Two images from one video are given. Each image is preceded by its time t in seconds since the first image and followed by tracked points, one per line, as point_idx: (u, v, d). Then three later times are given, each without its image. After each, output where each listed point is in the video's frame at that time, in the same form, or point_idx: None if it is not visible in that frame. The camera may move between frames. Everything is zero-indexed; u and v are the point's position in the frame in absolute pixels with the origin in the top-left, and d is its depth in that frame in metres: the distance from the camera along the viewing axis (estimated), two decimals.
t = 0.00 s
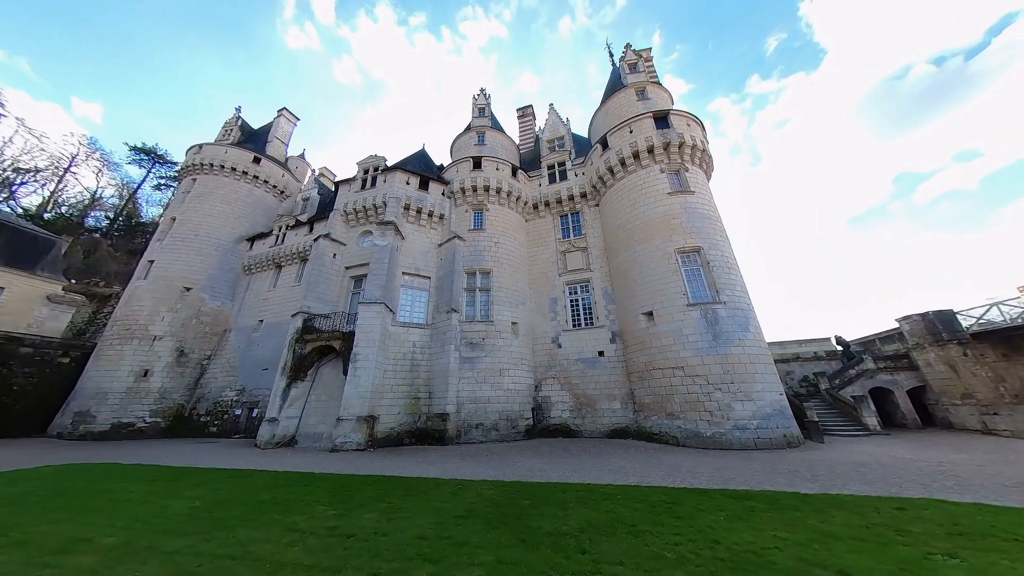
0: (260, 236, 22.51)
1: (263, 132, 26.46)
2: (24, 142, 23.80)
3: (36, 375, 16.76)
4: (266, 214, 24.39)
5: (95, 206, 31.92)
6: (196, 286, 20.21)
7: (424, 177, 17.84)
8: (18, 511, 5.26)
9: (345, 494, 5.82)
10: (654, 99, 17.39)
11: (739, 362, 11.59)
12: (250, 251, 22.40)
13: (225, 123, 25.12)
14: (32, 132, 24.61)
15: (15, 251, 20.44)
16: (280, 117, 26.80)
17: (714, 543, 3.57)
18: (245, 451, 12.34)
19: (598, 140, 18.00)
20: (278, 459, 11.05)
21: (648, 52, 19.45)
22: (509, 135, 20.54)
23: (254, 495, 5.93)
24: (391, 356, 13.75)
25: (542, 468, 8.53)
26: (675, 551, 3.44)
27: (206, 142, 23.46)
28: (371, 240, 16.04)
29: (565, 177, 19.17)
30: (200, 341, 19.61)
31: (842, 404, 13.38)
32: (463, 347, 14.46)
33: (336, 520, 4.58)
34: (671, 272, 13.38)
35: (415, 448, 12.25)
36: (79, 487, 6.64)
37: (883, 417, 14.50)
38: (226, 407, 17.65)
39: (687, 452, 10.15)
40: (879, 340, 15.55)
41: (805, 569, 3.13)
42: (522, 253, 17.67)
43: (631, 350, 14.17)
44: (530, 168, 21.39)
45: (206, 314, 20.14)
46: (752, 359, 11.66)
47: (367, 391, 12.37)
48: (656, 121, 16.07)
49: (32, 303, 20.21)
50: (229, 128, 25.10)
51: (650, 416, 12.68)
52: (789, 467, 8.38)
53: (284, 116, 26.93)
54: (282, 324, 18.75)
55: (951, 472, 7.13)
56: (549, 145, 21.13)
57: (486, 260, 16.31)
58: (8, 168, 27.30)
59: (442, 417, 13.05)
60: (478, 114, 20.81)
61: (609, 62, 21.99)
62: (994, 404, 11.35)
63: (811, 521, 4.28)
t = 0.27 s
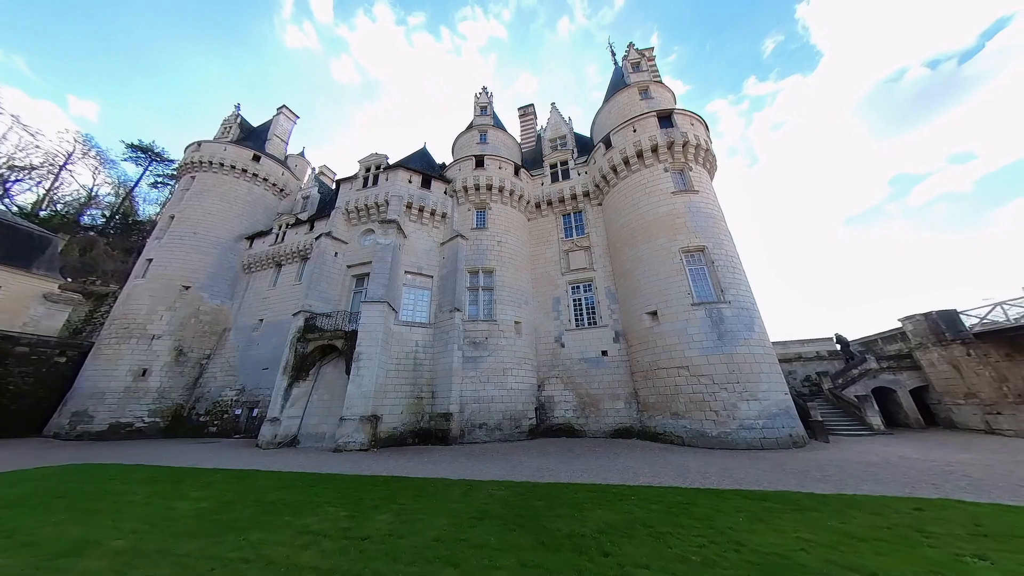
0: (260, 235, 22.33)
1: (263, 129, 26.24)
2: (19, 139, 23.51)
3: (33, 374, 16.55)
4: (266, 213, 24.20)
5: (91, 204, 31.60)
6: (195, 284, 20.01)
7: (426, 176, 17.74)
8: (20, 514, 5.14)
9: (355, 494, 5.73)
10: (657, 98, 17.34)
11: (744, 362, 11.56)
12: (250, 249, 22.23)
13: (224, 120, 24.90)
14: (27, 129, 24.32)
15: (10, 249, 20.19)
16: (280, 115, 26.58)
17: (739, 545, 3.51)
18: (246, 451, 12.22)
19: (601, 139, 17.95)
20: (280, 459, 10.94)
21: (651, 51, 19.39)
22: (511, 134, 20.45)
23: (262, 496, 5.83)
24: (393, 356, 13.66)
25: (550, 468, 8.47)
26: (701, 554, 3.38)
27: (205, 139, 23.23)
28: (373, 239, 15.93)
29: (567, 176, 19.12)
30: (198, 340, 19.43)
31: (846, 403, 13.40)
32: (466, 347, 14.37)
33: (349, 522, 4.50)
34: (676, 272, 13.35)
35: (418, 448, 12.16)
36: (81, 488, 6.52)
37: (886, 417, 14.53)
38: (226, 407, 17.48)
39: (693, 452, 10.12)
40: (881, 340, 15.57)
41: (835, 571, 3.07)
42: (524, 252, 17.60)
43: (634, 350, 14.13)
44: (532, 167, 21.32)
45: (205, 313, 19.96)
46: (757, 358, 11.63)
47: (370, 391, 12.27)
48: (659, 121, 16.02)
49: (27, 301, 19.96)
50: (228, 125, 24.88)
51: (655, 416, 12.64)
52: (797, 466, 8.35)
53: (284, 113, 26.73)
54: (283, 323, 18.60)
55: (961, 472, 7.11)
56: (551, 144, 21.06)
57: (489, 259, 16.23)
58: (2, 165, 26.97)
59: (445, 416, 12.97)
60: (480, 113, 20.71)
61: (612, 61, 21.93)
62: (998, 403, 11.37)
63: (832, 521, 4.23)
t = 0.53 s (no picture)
0: (259, 233, 22.14)
1: (262, 127, 26.03)
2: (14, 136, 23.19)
3: (28, 373, 16.30)
4: (265, 211, 24.00)
5: (87, 201, 31.25)
6: (194, 283, 19.79)
7: (429, 174, 17.61)
8: (19, 517, 4.99)
9: (364, 496, 5.62)
10: (660, 97, 17.28)
11: (750, 362, 11.51)
12: (249, 248, 22.03)
13: (224, 118, 24.68)
14: (21, 125, 24.00)
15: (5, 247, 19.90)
16: (279, 112, 26.37)
17: (766, 548, 3.43)
18: (247, 452, 12.07)
19: (605, 138, 17.88)
20: (282, 460, 10.79)
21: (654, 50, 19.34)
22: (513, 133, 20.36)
23: (269, 498, 5.71)
24: (396, 355, 13.53)
25: (558, 468, 8.38)
26: (728, 557, 3.29)
27: (204, 137, 23.01)
28: (375, 237, 15.79)
29: (570, 175, 19.04)
30: (197, 340, 19.21)
31: (850, 403, 13.38)
32: (469, 346, 14.26)
33: (361, 525, 4.38)
34: (681, 271, 13.29)
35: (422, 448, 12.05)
36: (81, 490, 6.36)
37: (889, 417, 14.53)
38: (225, 407, 17.29)
39: (700, 452, 10.06)
40: (884, 340, 15.58)
41: (869, 575, 2.99)
42: (527, 251, 17.51)
43: (639, 350, 14.06)
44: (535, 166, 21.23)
45: (203, 312, 19.75)
46: (763, 358, 11.59)
47: (373, 391, 12.14)
48: (663, 120, 15.97)
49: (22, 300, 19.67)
50: (227, 123, 24.66)
51: (659, 416, 12.58)
52: (806, 466, 8.30)
53: (284, 111, 26.53)
54: (283, 322, 18.43)
55: (972, 472, 7.08)
56: (553, 143, 20.98)
57: (492, 258, 16.13)
58: None
59: (448, 416, 12.85)
60: (483, 111, 20.61)
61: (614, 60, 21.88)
62: (1002, 403, 11.37)
63: (854, 523, 4.16)
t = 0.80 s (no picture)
0: (259, 232, 22.00)
1: (262, 125, 25.87)
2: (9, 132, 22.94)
3: (24, 373, 16.10)
4: (265, 209, 23.84)
5: (83, 199, 30.95)
6: (193, 282, 19.61)
7: (431, 173, 17.54)
8: (24, 517, 4.89)
9: (375, 496, 5.55)
10: (663, 97, 17.30)
11: (755, 361, 11.53)
12: (249, 246, 21.89)
13: (223, 115, 24.51)
14: (17, 122, 23.75)
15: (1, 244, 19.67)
16: (279, 110, 26.21)
17: (791, 547, 3.40)
18: (249, 452, 11.95)
19: (607, 137, 17.88)
20: (285, 460, 10.69)
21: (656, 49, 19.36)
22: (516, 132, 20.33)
23: (279, 497, 5.64)
24: (400, 354, 13.46)
25: (565, 467, 8.34)
26: (754, 556, 3.25)
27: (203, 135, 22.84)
28: (378, 236, 15.72)
29: (573, 174, 19.03)
30: (196, 339, 19.03)
31: (853, 403, 13.43)
32: (473, 345, 14.21)
33: (377, 525, 4.32)
34: (685, 271, 13.29)
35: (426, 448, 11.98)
36: (85, 490, 6.26)
37: (891, 416, 14.57)
38: (225, 407, 17.15)
39: (706, 452, 10.05)
40: (885, 340, 15.64)
41: (898, 573, 2.96)
42: (530, 250, 17.47)
43: (642, 349, 14.05)
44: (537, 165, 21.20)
45: (202, 310, 19.58)
46: (767, 358, 11.60)
47: (377, 390, 12.07)
48: (667, 119, 15.98)
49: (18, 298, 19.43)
50: (227, 120, 24.49)
51: (664, 415, 12.57)
52: (814, 466, 8.30)
53: (284, 109, 26.39)
54: (283, 321, 18.30)
55: (981, 471, 7.09)
56: (555, 143, 20.97)
57: (495, 257, 16.07)
58: None
59: (452, 416, 12.79)
60: (485, 110, 20.56)
61: (616, 60, 21.89)
62: (1004, 402, 11.43)
63: (875, 522, 4.14)
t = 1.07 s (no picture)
0: (259, 231, 21.83)
1: (262, 123, 25.67)
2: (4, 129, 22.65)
3: (21, 372, 15.89)
4: (265, 208, 23.66)
5: (79, 197, 30.63)
6: (192, 281, 19.42)
7: (434, 172, 17.43)
8: (26, 523, 4.76)
9: (386, 499, 5.45)
10: (667, 96, 17.25)
11: (761, 362, 11.48)
12: (249, 245, 21.71)
13: (222, 113, 24.29)
14: (12, 119, 23.45)
15: None
16: (279, 108, 26.01)
17: (820, 553, 3.33)
18: (251, 453, 11.81)
19: (611, 137, 17.82)
20: (289, 461, 10.57)
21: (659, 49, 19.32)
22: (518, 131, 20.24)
23: (288, 501, 5.54)
24: (403, 354, 13.36)
25: (573, 469, 8.27)
26: (784, 564, 3.19)
27: (202, 132, 22.62)
28: (380, 235, 15.61)
29: (575, 174, 18.97)
30: (195, 338, 18.84)
31: (857, 404, 13.41)
32: (476, 345, 14.12)
33: (391, 530, 4.23)
34: (690, 271, 13.25)
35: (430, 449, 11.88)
36: (87, 493, 6.13)
37: (893, 417, 14.59)
38: (225, 408, 16.99)
39: (713, 453, 10.02)
40: (888, 341, 15.66)
41: None
42: (533, 250, 17.39)
43: (646, 349, 14.01)
44: (539, 165, 21.13)
45: (202, 310, 19.38)
46: (773, 358, 11.56)
47: (381, 390, 11.96)
48: (671, 119, 15.93)
49: (14, 297, 19.18)
50: (226, 118, 24.27)
51: (668, 416, 12.53)
52: (824, 467, 8.26)
53: (283, 107, 26.19)
54: (284, 321, 18.15)
55: (991, 473, 7.07)
56: (557, 142, 20.90)
57: (499, 257, 15.99)
58: None
59: (456, 417, 12.69)
60: (487, 109, 20.46)
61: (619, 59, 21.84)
62: (1008, 403, 11.44)
63: (899, 526, 4.08)
